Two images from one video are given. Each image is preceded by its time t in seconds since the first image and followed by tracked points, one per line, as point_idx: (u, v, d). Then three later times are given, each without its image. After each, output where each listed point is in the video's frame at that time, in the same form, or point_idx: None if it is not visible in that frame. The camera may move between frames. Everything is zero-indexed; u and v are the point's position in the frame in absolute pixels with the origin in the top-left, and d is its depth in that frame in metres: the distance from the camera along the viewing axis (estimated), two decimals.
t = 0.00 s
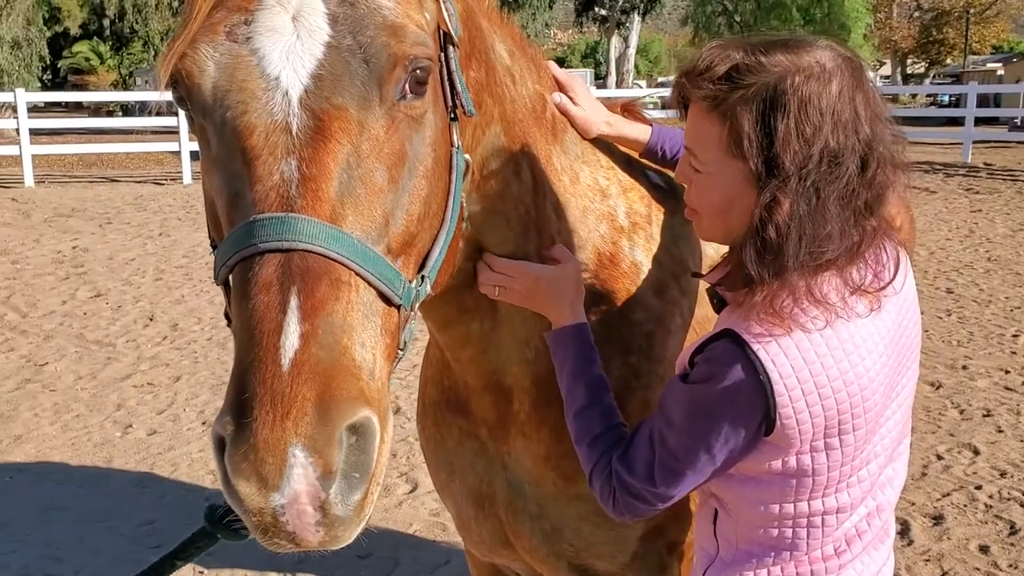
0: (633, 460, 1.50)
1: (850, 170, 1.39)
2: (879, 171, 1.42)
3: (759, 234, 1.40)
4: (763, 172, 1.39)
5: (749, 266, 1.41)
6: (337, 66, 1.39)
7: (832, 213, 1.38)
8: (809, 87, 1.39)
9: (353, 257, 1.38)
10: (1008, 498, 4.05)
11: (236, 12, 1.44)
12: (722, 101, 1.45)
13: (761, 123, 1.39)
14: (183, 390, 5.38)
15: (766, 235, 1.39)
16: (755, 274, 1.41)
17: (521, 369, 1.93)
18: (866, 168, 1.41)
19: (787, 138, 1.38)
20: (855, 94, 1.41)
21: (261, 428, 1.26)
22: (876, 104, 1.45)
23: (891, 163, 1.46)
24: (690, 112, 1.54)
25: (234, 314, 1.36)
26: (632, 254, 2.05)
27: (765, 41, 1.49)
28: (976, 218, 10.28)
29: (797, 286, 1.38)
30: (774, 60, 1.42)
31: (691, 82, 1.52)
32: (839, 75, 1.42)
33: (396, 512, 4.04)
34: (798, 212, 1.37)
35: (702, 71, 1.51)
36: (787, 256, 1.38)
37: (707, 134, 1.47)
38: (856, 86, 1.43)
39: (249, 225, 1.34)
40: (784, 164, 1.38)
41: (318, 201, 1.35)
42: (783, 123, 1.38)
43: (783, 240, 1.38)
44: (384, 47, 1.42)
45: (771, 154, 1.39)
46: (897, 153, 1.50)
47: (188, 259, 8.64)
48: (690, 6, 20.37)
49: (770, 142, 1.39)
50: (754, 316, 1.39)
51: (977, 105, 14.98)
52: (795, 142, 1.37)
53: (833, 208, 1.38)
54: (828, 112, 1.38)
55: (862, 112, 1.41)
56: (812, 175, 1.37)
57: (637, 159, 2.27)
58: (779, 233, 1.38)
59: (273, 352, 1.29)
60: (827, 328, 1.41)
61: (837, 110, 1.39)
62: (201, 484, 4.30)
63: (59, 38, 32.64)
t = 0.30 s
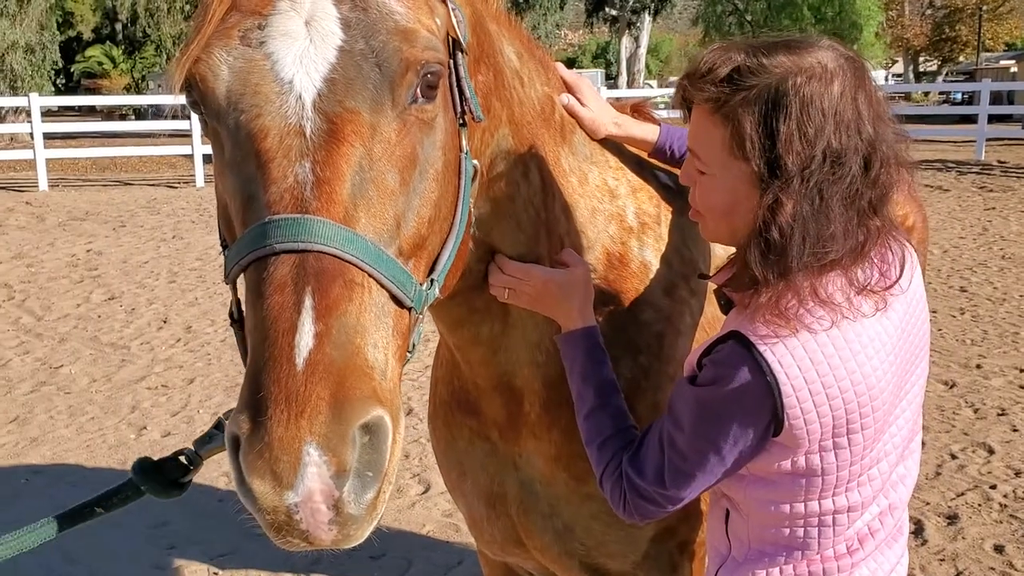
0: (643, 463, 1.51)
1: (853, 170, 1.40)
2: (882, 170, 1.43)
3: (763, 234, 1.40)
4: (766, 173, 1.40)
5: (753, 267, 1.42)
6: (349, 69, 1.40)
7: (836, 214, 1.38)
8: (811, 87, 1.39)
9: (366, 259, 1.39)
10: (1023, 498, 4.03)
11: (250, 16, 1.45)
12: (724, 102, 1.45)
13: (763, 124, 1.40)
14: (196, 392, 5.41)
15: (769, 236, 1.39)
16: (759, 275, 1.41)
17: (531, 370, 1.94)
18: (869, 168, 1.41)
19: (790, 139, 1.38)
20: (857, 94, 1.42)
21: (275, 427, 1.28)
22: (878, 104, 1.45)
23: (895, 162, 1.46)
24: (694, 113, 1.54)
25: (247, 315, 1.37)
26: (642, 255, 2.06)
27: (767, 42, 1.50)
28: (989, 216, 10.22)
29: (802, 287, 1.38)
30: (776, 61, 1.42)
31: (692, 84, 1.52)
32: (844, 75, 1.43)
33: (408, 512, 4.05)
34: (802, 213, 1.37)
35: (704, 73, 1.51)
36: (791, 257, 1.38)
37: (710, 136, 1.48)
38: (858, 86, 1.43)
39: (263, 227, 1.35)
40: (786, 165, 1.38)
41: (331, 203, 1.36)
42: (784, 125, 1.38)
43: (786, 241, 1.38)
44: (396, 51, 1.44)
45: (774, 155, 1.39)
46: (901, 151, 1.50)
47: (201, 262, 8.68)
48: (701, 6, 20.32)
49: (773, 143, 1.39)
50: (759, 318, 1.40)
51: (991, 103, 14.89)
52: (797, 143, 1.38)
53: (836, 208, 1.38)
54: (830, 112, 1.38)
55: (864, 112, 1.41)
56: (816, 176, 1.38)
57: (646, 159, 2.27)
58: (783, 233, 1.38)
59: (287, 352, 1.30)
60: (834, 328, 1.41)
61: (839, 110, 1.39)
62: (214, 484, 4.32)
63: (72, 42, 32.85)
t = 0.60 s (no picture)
0: (655, 468, 1.51)
1: (858, 168, 1.40)
2: (887, 168, 1.43)
3: (769, 233, 1.40)
4: (770, 172, 1.40)
5: (760, 267, 1.42)
6: (353, 75, 1.41)
7: (841, 211, 1.38)
8: (814, 86, 1.39)
9: (369, 263, 1.39)
10: None
11: (256, 23, 1.46)
12: (727, 103, 1.45)
13: (767, 123, 1.40)
14: (207, 396, 5.43)
15: (776, 234, 1.39)
16: (765, 274, 1.41)
17: (539, 374, 1.94)
18: (874, 166, 1.41)
19: (794, 138, 1.38)
20: (860, 93, 1.42)
21: (276, 429, 1.28)
22: (883, 103, 1.45)
23: (901, 160, 1.46)
24: (699, 114, 1.55)
25: (249, 317, 1.37)
26: (650, 256, 2.06)
27: (770, 43, 1.50)
28: (999, 215, 10.18)
29: (809, 286, 1.39)
30: (779, 62, 1.42)
31: (697, 86, 1.53)
32: (848, 74, 1.43)
33: (419, 515, 4.06)
34: (807, 211, 1.38)
35: (708, 74, 1.52)
36: (798, 254, 1.38)
37: (715, 136, 1.48)
38: (861, 84, 1.43)
39: (266, 230, 1.36)
40: (791, 164, 1.38)
41: (334, 208, 1.37)
42: (788, 123, 1.38)
43: (792, 239, 1.38)
44: (399, 58, 1.44)
45: (777, 155, 1.39)
46: (906, 150, 1.50)
47: (210, 266, 8.71)
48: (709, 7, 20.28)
49: (776, 142, 1.39)
50: (766, 316, 1.40)
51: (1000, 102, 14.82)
52: (801, 142, 1.38)
53: (842, 206, 1.38)
54: (833, 112, 1.38)
55: (868, 110, 1.41)
56: (820, 174, 1.38)
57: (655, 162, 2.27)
58: (788, 232, 1.38)
59: (288, 354, 1.31)
60: (843, 327, 1.41)
61: (842, 109, 1.39)
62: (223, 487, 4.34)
63: (81, 48, 33.03)
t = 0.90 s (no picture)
0: (672, 473, 1.50)
1: (869, 165, 1.40)
2: (899, 166, 1.42)
3: (781, 232, 1.40)
4: (782, 170, 1.40)
5: (774, 265, 1.42)
6: (352, 82, 1.41)
7: (853, 208, 1.39)
8: (824, 85, 1.39)
9: (368, 267, 1.40)
10: None
11: (256, 31, 1.47)
12: (738, 103, 1.46)
13: (778, 122, 1.40)
14: (215, 401, 5.44)
15: (789, 233, 1.39)
16: (780, 273, 1.41)
17: (546, 379, 1.94)
18: (885, 163, 1.41)
19: (805, 136, 1.38)
20: (870, 92, 1.42)
21: (276, 432, 1.28)
22: (893, 102, 1.45)
23: (912, 158, 1.45)
24: (708, 117, 1.55)
25: (251, 322, 1.38)
26: (657, 259, 2.05)
27: (774, 45, 1.50)
28: (1007, 215, 10.15)
29: (824, 284, 1.38)
30: (788, 62, 1.42)
31: (707, 86, 1.53)
32: (854, 75, 1.42)
33: (427, 519, 4.06)
34: (820, 208, 1.37)
35: (717, 75, 1.52)
36: (812, 252, 1.38)
37: (726, 137, 1.48)
38: (869, 84, 1.43)
39: (266, 235, 1.36)
40: (802, 162, 1.38)
41: (335, 212, 1.37)
42: (800, 121, 1.38)
43: (805, 237, 1.38)
44: (399, 64, 1.44)
45: (789, 153, 1.39)
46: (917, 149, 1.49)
47: (217, 271, 8.72)
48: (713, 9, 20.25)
49: (787, 141, 1.39)
50: (781, 314, 1.40)
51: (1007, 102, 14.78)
52: (813, 140, 1.38)
53: (853, 203, 1.39)
54: (838, 112, 1.38)
55: (876, 109, 1.41)
56: (832, 171, 1.38)
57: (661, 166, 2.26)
58: (801, 230, 1.38)
59: (288, 357, 1.31)
60: (857, 325, 1.41)
61: (853, 108, 1.39)
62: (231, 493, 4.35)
63: (87, 55, 33.16)
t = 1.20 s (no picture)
0: (688, 478, 1.49)
1: (881, 163, 1.39)
2: (910, 164, 1.42)
3: (795, 231, 1.40)
4: (795, 169, 1.40)
5: (788, 264, 1.41)
6: (363, 85, 1.41)
7: (867, 206, 1.38)
8: (834, 85, 1.39)
9: (383, 267, 1.39)
10: None
11: (267, 37, 1.47)
12: (749, 103, 1.45)
13: (791, 121, 1.40)
14: (220, 406, 5.44)
15: (803, 232, 1.39)
16: (795, 271, 1.41)
17: (550, 382, 1.94)
18: (897, 161, 1.41)
19: (816, 135, 1.38)
20: (880, 91, 1.42)
21: (300, 433, 1.28)
22: (902, 100, 1.45)
23: (923, 156, 1.45)
24: (719, 120, 1.55)
25: (271, 325, 1.37)
26: (662, 263, 2.05)
27: (784, 47, 1.50)
28: (1010, 217, 10.13)
29: (839, 283, 1.38)
30: (798, 63, 1.42)
31: (717, 88, 1.53)
32: (863, 74, 1.42)
33: (433, 523, 4.05)
34: (833, 206, 1.37)
35: (728, 76, 1.52)
36: (827, 250, 1.38)
37: (737, 138, 1.48)
38: (879, 83, 1.43)
39: (282, 239, 1.37)
40: (815, 161, 1.38)
41: (349, 214, 1.37)
42: (812, 120, 1.38)
43: (819, 235, 1.38)
44: (409, 67, 1.44)
45: (801, 152, 1.39)
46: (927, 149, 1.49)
47: (221, 276, 8.73)
48: (716, 12, 20.23)
49: (799, 140, 1.39)
50: (797, 313, 1.40)
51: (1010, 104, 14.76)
52: (824, 139, 1.38)
53: (867, 201, 1.38)
54: (850, 112, 1.38)
55: (887, 107, 1.41)
56: (844, 169, 1.37)
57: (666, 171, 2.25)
58: (816, 229, 1.38)
59: (309, 359, 1.31)
60: (872, 325, 1.42)
61: (863, 107, 1.39)
62: (237, 498, 4.34)
63: (91, 61, 33.25)
